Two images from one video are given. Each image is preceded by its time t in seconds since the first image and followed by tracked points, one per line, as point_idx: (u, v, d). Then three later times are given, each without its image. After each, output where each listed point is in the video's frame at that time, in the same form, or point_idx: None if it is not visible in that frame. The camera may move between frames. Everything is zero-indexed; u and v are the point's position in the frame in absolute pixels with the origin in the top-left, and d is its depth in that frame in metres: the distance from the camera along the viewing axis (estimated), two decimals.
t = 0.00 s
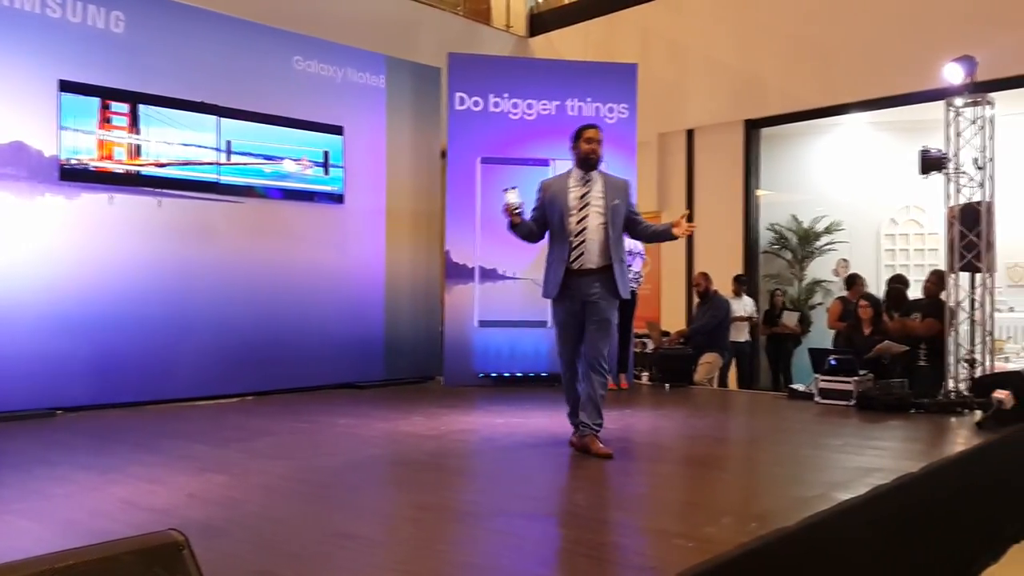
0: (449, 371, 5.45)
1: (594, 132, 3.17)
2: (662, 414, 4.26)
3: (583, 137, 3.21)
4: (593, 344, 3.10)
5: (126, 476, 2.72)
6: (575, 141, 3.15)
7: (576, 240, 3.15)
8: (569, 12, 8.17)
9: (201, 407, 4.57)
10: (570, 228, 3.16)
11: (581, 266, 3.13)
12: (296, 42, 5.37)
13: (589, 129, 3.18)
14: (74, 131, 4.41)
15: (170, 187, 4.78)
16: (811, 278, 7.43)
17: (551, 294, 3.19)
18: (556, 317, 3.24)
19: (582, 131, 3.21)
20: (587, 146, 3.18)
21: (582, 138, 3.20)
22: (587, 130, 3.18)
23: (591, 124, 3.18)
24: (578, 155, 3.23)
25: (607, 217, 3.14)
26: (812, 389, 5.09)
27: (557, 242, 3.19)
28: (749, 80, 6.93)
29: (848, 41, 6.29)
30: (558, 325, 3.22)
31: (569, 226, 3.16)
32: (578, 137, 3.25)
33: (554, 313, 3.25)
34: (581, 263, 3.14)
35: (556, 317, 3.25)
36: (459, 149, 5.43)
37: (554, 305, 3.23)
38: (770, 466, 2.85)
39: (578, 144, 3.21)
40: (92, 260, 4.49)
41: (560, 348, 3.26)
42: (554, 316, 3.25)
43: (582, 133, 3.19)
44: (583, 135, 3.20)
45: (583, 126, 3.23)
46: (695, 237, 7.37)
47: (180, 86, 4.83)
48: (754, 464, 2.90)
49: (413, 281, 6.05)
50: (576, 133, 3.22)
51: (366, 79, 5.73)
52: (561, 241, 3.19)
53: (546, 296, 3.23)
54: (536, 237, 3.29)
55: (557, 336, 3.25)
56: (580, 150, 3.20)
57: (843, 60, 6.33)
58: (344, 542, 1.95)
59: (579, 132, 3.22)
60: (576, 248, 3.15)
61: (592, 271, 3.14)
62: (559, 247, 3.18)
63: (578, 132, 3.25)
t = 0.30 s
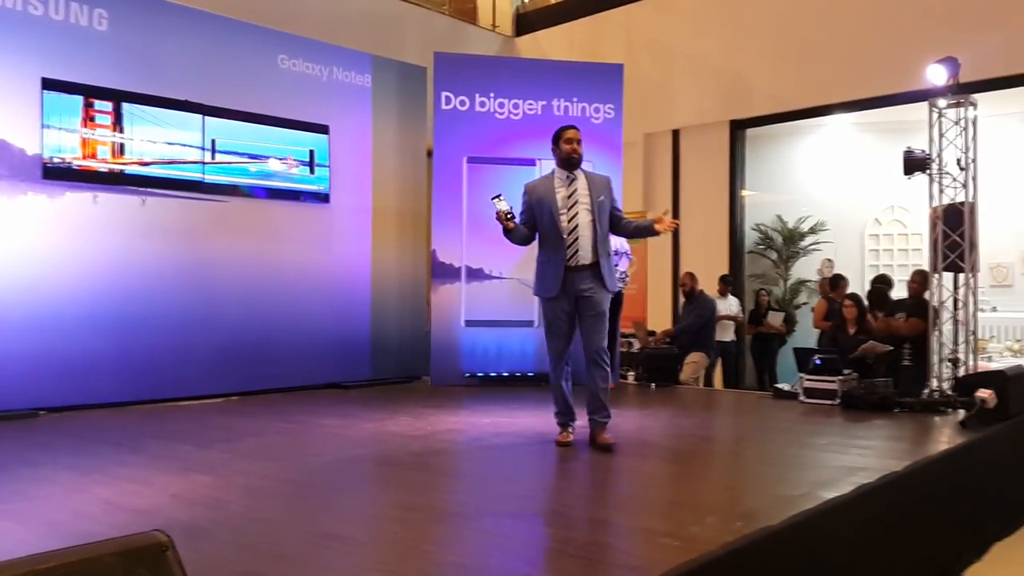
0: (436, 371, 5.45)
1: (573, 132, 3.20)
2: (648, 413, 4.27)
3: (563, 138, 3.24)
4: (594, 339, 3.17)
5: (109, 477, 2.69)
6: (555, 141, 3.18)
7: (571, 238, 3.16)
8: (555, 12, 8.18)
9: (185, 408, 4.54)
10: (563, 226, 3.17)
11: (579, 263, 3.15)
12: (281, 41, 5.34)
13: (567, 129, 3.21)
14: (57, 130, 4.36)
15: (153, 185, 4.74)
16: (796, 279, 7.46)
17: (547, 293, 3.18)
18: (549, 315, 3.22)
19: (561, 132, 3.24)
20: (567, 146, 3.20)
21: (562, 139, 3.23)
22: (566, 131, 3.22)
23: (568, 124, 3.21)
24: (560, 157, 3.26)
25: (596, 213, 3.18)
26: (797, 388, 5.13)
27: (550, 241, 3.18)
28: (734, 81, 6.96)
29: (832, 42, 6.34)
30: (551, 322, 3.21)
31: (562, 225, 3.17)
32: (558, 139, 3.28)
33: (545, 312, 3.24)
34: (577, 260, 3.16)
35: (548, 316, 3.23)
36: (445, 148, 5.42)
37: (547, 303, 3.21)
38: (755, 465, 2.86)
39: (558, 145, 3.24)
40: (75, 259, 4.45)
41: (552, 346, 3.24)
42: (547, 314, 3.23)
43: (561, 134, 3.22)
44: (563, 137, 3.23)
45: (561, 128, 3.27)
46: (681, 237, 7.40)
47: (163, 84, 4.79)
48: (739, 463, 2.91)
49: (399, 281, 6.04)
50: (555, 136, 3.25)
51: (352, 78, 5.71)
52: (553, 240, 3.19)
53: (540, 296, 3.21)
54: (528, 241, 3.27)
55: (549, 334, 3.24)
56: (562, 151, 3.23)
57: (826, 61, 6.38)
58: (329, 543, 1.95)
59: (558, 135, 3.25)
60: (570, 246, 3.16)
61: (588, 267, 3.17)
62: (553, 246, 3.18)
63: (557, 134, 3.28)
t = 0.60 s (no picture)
0: (422, 372, 5.44)
1: (565, 135, 3.23)
2: (634, 413, 4.28)
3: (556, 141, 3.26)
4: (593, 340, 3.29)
5: (92, 478, 2.67)
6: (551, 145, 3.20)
7: (572, 239, 3.23)
8: (541, 12, 8.18)
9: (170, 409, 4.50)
10: (565, 227, 3.22)
11: (581, 263, 3.23)
12: (267, 39, 5.31)
13: (561, 131, 3.24)
14: (41, 128, 4.32)
15: (138, 185, 4.70)
16: (781, 279, 7.45)
17: (547, 292, 3.19)
18: (546, 315, 3.23)
19: (554, 135, 3.26)
20: (562, 149, 3.23)
21: (554, 142, 3.24)
22: (558, 133, 3.24)
23: (560, 126, 3.24)
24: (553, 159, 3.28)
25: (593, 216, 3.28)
26: (781, 388, 5.17)
27: (551, 240, 3.22)
28: (720, 82, 6.99)
29: (818, 45, 6.39)
30: (548, 322, 3.22)
31: (563, 226, 3.22)
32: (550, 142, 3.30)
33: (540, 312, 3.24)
34: (579, 261, 3.23)
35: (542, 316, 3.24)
36: (432, 149, 5.41)
37: (544, 302, 3.22)
38: (741, 465, 2.88)
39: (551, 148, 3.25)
40: (58, 258, 4.40)
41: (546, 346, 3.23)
42: (543, 315, 3.23)
43: (554, 137, 3.24)
44: (555, 139, 3.25)
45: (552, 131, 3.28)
46: (667, 237, 7.42)
47: (148, 83, 4.75)
48: (725, 463, 2.93)
49: (385, 282, 6.01)
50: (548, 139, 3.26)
51: (338, 77, 5.68)
52: (554, 240, 3.22)
53: (538, 295, 3.21)
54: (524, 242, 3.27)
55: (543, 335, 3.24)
56: (555, 153, 3.26)
57: (812, 63, 6.43)
58: (315, 544, 1.93)
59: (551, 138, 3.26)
60: (571, 247, 3.22)
61: (587, 268, 3.26)
62: (555, 246, 3.22)
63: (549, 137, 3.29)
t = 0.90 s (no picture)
0: (403, 373, 5.43)
1: (566, 144, 3.30)
2: (614, 414, 4.30)
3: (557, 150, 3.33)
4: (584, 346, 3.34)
5: (67, 481, 2.62)
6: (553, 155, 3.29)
7: (578, 245, 3.28)
8: (522, 13, 8.20)
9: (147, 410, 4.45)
10: (572, 231, 3.27)
11: (585, 268, 3.29)
12: (246, 38, 5.26)
13: (561, 141, 3.31)
14: (16, 127, 4.24)
15: (114, 184, 4.64)
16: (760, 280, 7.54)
17: (552, 295, 3.22)
18: (548, 317, 3.24)
19: (554, 144, 3.33)
20: (563, 159, 3.31)
21: (556, 151, 3.32)
22: (559, 143, 3.31)
23: (561, 136, 3.31)
24: (554, 168, 3.36)
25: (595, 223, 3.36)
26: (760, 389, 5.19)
27: (557, 244, 3.25)
28: (700, 85, 7.04)
29: (796, 48, 6.45)
30: (550, 325, 3.24)
31: (571, 230, 3.27)
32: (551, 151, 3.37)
33: (541, 315, 3.26)
34: (583, 266, 3.29)
35: (544, 318, 3.25)
36: (412, 149, 5.39)
37: (547, 305, 3.24)
38: (720, 466, 2.89)
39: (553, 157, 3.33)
40: (32, 258, 4.33)
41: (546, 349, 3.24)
42: (545, 317, 3.25)
43: (556, 146, 3.32)
44: (557, 149, 3.32)
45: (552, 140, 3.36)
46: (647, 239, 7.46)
47: (124, 82, 4.69)
48: (705, 463, 2.94)
49: (366, 283, 5.99)
50: (549, 148, 3.34)
51: (318, 77, 5.64)
52: (561, 244, 3.26)
53: (542, 297, 3.23)
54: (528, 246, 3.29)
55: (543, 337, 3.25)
56: (557, 162, 3.34)
57: (790, 66, 6.50)
58: (294, 547, 1.92)
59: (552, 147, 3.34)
60: (577, 251, 3.28)
61: (588, 274, 3.33)
62: (562, 250, 3.25)
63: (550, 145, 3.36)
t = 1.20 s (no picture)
0: (383, 373, 5.41)
1: (568, 146, 3.34)
2: (595, 414, 4.31)
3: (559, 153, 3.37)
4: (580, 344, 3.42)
5: (43, 482, 2.58)
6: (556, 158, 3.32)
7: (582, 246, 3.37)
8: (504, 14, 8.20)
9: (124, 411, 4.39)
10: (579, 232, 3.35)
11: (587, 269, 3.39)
12: (225, 37, 5.21)
13: (564, 144, 3.34)
14: None
15: (92, 183, 4.58)
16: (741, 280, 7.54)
17: (562, 293, 3.26)
18: (558, 314, 3.27)
19: (556, 147, 3.37)
20: (565, 162, 3.35)
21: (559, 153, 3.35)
22: (561, 145, 3.34)
23: (563, 139, 3.34)
24: (555, 170, 3.39)
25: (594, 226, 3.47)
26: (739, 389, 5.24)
27: (565, 244, 3.31)
28: (681, 87, 7.08)
29: (775, 51, 6.51)
30: (558, 322, 3.28)
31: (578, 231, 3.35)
32: (552, 154, 3.41)
33: (549, 313, 3.28)
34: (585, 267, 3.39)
35: (553, 316, 3.27)
36: (393, 149, 5.37)
37: (557, 303, 3.27)
38: (700, 465, 2.91)
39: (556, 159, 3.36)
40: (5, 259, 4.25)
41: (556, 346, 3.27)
42: (554, 314, 3.27)
43: (558, 149, 3.35)
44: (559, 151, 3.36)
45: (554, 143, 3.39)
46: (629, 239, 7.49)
47: (101, 80, 4.63)
48: (685, 463, 2.96)
49: (345, 283, 5.95)
50: (552, 151, 3.38)
51: (299, 76, 5.60)
52: (569, 244, 3.32)
53: (552, 295, 3.25)
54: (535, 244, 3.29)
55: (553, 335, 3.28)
56: (558, 165, 3.38)
57: (769, 69, 6.56)
58: (275, 548, 1.90)
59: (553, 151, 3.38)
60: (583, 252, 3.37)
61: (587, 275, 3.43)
62: (570, 249, 3.31)
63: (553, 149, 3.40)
